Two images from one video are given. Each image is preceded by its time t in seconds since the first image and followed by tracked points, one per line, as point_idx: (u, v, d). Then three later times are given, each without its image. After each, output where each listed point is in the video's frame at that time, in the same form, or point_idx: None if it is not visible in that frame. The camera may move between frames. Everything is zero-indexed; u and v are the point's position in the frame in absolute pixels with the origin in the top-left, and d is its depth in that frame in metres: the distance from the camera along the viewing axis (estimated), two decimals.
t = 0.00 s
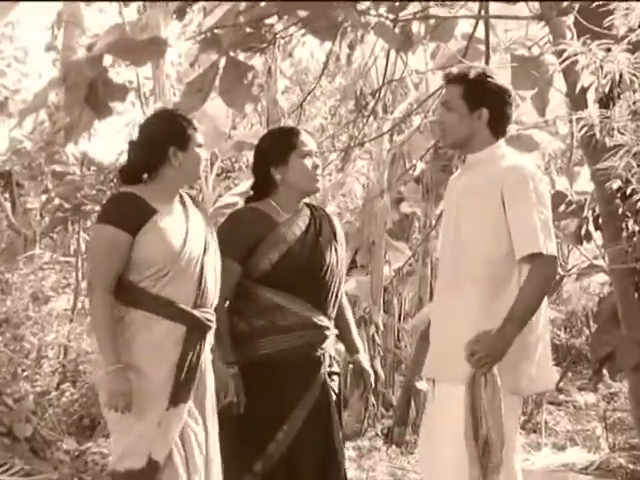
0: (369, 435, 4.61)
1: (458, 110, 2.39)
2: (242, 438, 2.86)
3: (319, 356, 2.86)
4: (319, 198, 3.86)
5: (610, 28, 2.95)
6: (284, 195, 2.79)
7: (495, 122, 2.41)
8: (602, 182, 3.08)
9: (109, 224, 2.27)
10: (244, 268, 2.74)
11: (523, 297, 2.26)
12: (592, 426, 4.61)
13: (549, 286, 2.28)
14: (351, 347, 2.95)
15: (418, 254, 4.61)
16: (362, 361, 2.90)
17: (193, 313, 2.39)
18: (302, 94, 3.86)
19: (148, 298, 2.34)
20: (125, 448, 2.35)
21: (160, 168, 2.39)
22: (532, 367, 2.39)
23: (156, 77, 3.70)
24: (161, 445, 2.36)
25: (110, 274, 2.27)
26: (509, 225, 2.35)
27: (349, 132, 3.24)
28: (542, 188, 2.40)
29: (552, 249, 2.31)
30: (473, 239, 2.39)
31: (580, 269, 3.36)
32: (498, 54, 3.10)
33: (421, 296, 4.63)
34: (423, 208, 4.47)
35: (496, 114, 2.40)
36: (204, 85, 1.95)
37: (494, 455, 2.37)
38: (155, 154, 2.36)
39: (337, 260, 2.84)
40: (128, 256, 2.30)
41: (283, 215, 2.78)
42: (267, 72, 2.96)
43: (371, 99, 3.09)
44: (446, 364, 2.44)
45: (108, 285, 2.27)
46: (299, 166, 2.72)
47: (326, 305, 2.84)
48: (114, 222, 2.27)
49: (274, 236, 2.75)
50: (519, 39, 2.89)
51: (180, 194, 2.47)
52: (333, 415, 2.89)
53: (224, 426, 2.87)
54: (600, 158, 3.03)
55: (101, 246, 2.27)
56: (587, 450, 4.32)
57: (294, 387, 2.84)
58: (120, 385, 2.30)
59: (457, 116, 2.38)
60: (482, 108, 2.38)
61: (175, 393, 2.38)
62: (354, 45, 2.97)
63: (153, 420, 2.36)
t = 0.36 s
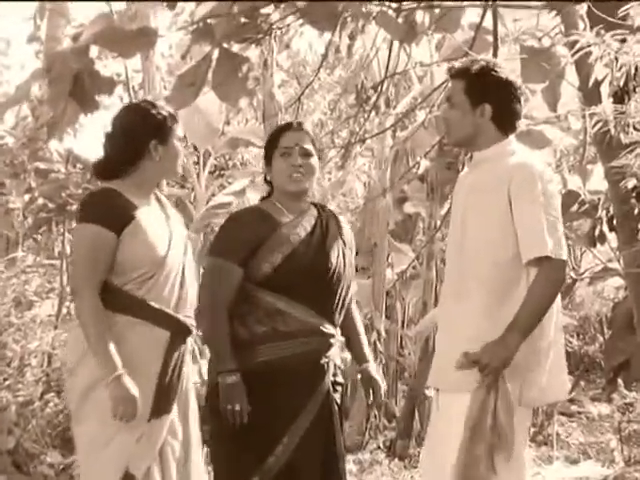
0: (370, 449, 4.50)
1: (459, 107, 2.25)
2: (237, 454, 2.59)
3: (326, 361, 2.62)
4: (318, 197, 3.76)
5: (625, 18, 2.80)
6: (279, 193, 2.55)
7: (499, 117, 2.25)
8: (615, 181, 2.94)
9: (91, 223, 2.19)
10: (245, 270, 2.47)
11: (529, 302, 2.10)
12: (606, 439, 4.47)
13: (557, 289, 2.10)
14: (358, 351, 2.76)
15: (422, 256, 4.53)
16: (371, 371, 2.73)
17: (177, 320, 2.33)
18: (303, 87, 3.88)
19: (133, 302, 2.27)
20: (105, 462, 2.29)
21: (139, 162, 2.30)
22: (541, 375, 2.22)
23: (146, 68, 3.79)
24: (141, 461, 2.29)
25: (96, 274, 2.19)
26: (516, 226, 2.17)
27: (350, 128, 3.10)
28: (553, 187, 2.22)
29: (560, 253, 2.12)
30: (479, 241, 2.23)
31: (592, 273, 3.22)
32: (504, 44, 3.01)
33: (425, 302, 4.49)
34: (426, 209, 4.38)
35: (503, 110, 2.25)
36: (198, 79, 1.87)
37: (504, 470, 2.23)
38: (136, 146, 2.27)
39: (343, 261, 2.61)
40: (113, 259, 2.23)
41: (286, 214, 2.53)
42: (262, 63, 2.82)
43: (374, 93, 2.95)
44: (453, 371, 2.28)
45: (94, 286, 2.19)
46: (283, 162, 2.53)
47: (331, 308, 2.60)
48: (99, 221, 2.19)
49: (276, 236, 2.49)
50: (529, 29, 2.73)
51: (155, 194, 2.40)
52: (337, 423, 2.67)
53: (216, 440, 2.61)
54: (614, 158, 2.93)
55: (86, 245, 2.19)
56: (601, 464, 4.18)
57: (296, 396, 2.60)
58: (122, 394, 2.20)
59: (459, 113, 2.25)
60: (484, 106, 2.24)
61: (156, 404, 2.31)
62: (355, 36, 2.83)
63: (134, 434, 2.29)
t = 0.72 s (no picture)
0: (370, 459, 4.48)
1: (459, 101, 2.11)
2: (233, 460, 2.47)
3: (327, 367, 2.48)
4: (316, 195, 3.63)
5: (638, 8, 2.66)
6: (287, 191, 2.44)
7: (500, 111, 2.12)
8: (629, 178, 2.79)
9: (70, 218, 2.14)
10: (246, 273, 2.37)
11: (540, 308, 1.99)
12: (615, 447, 4.37)
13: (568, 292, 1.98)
14: (376, 354, 2.65)
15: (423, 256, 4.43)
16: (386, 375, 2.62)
17: (155, 320, 2.32)
18: (299, 81, 3.80)
19: (113, 301, 2.25)
20: (82, 470, 2.24)
21: (115, 155, 2.26)
22: (557, 384, 2.09)
23: (134, 60, 3.79)
24: (121, 469, 2.27)
25: (78, 272, 2.14)
26: (521, 225, 2.05)
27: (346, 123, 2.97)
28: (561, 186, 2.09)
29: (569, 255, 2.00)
30: (482, 243, 2.11)
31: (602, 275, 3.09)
32: (508, 33, 2.89)
33: (426, 304, 4.37)
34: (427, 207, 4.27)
35: (507, 104, 2.11)
36: (187, 71, 1.64)
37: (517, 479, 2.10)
38: (113, 139, 2.24)
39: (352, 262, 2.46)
40: (93, 255, 2.18)
41: (292, 214, 2.42)
42: (255, 55, 2.68)
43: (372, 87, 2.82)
44: (461, 376, 2.14)
45: (76, 285, 2.15)
46: (289, 158, 2.42)
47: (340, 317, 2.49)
48: (80, 216, 2.14)
49: (277, 236, 2.38)
50: (538, 18, 2.55)
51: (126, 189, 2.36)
52: (338, 433, 2.52)
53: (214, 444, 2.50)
54: (624, 154, 2.73)
55: (67, 242, 2.13)
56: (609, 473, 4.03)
57: (293, 403, 2.46)
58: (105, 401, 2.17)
59: (459, 108, 2.11)
60: (484, 100, 2.10)
61: (135, 408, 2.29)
62: (351, 26, 2.70)
63: (114, 441, 2.26)
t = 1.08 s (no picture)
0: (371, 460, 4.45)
1: (457, 105, 2.09)
2: (237, 457, 2.47)
3: (329, 366, 2.45)
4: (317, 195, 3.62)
5: None
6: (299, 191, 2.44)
7: (499, 111, 2.10)
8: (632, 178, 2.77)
9: (67, 215, 2.13)
10: (253, 273, 2.40)
11: (544, 312, 1.98)
12: (619, 448, 4.34)
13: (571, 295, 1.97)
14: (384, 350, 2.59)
15: (425, 256, 4.43)
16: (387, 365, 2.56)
17: (151, 320, 2.32)
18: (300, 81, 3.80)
19: (110, 300, 2.24)
20: (80, 470, 2.24)
21: (109, 153, 2.25)
22: (560, 386, 2.08)
23: (134, 60, 3.82)
24: (119, 469, 2.25)
25: (76, 270, 2.14)
26: (522, 226, 2.04)
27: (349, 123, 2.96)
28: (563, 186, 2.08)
29: (571, 256, 1.99)
30: (483, 244, 2.09)
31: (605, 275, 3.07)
32: (509, 33, 2.89)
33: (428, 304, 4.36)
34: (429, 207, 4.26)
35: (506, 104, 2.10)
36: (187, 70, 1.63)
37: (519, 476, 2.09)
38: (106, 138, 2.22)
39: (359, 262, 2.43)
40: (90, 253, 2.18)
41: (302, 215, 2.42)
42: (256, 55, 2.68)
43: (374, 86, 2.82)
44: (465, 374, 2.12)
45: (75, 282, 2.14)
46: (300, 159, 2.42)
47: (347, 318, 2.46)
48: (77, 213, 2.14)
49: (283, 235, 2.39)
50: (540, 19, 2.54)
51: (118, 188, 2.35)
52: (341, 434, 2.48)
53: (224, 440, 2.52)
54: (627, 154, 2.71)
55: (64, 239, 2.13)
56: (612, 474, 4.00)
57: (294, 402, 2.44)
58: (107, 400, 2.16)
59: (456, 108, 2.09)
60: (484, 100, 2.08)
61: (132, 408, 2.28)
62: (353, 25, 2.69)
63: (111, 441, 2.25)
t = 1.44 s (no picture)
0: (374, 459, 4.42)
1: (457, 104, 2.10)
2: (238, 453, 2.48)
3: (331, 364, 2.45)
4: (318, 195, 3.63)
5: None
6: (311, 192, 2.44)
7: (499, 111, 2.09)
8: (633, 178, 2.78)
9: (73, 214, 2.13)
10: (260, 273, 2.40)
11: (546, 313, 1.97)
12: (621, 448, 4.34)
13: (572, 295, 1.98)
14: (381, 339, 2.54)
15: (427, 255, 4.43)
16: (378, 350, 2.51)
17: (156, 319, 2.32)
18: (302, 81, 3.80)
19: (115, 299, 2.24)
20: (87, 470, 2.25)
21: (111, 152, 2.25)
22: (563, 385, 2.08)
23: (137, 60, 3.82)
24: (125, 469, 2.27)
25: (82, 269, 2.14)
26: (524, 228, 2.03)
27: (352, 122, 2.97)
28: (565, 186, 2.07)
29: (570, 258, 1.99)
30: (484, 245, 2.09)
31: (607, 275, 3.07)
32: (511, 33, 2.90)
33: (430, 304, 4.37)
34: (431, 206, 4.26)
35: (507, 103, 2.09)
36: (190, 71, 1.64)
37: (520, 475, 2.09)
38: (109, 137, 2.22)
39: (363, 262, 2.42)
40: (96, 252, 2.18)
41: (307, 215, 2.42)
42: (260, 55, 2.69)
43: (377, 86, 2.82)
44: (465, 373, 2.13)
45: (82, 282, 2.14)
46: (318, 159, 2.41)
47: (350, 316, 2.45)
48: (84, 212, 2.13)
49: (286, 233, 2.38)
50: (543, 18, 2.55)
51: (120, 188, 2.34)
52: (342, 431, 2.48)
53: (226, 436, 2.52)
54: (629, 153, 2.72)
55: (70, 239, 2.13)
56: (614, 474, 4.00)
57: (296, 399, 2.44)
58: (110, 400, 2.17)
59: (457, 107, 2.10)
60: (485, 98, 2.08)
61: (138, 408, 2.29)
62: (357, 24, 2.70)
63: (117, 441, 2.25)
